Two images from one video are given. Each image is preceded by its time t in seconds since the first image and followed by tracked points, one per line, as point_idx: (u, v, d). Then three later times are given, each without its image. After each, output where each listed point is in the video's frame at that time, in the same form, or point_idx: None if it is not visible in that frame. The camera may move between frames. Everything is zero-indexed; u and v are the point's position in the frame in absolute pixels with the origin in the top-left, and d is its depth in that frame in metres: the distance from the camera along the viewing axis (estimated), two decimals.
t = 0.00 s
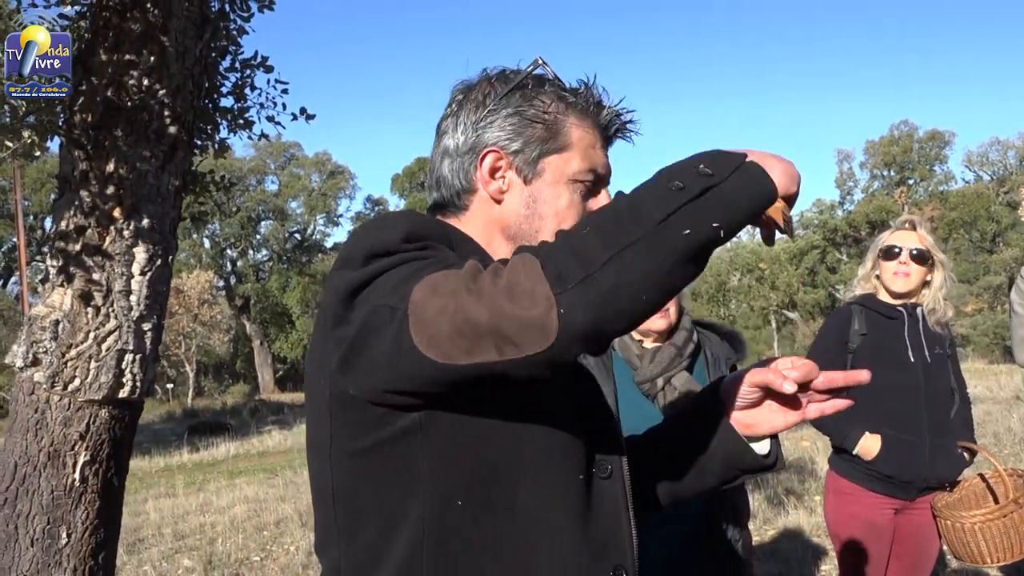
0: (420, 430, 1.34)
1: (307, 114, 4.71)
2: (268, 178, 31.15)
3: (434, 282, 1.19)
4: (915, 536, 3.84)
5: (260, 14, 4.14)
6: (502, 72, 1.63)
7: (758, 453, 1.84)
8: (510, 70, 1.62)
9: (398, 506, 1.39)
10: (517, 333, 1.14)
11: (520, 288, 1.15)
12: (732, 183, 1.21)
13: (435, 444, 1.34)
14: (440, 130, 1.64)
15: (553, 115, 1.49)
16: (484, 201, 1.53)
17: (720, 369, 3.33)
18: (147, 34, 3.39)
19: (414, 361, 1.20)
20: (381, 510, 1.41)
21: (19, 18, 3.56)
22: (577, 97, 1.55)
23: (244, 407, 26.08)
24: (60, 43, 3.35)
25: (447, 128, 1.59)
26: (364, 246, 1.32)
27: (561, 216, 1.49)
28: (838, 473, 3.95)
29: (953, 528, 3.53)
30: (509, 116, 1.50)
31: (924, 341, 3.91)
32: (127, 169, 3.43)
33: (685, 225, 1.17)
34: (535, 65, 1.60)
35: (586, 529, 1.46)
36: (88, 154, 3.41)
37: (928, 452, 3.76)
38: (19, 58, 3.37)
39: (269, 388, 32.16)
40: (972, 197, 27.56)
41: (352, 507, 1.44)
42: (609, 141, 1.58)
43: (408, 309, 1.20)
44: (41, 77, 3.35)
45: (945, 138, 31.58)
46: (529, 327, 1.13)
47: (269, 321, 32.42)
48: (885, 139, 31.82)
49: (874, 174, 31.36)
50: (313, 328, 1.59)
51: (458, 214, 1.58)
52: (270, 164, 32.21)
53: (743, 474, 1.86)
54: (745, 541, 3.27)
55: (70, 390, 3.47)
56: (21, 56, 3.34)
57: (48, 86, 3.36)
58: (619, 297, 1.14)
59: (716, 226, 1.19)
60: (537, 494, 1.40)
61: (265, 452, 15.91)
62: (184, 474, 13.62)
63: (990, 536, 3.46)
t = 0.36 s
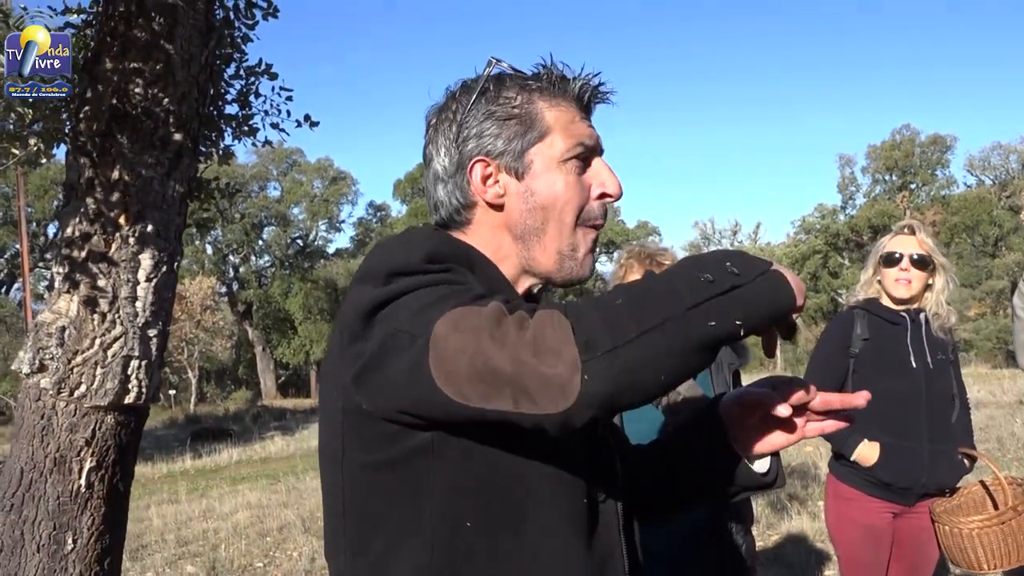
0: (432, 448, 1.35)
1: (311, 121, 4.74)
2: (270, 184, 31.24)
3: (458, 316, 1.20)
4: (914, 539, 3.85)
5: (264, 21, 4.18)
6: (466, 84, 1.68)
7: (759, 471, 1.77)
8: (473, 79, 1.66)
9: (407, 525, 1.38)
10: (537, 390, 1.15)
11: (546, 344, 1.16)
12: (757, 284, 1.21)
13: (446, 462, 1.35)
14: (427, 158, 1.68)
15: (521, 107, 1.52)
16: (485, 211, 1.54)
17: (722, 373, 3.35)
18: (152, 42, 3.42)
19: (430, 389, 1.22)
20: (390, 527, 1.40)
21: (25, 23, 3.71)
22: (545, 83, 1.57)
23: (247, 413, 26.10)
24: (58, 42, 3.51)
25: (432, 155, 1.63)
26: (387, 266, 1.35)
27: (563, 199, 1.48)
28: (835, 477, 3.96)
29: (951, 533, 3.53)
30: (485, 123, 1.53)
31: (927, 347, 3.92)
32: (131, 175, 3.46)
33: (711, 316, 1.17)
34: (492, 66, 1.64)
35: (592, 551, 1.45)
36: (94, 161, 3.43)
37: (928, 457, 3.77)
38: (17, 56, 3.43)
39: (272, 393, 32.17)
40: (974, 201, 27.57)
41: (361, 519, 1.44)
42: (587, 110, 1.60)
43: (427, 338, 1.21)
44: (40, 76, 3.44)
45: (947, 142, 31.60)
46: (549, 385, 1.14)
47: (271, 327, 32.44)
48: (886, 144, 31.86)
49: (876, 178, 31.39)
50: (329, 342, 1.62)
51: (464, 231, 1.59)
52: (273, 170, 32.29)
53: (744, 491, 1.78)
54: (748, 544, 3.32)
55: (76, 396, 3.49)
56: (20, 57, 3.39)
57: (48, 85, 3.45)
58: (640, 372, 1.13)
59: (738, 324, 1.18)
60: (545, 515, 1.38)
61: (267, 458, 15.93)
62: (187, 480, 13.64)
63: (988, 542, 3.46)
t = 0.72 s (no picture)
0: (432, 456, 1.36)
1: (309, 125, 4.76)
2: (267, 189, 31.23)
3: (453, 328, 1.20)
4: (910, 540, 3.86)
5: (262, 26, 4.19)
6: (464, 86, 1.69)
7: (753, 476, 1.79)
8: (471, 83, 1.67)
9: (405, 531, 1.39)
10: (526, 407, 1.15)
11: (539, 361, 1.15)
12: (753, 331, 1.21)
13: (445, 470, 1.36)
14: (427, 163, 1.69)
15: (521, 110, 1.53)
16: (487, 215, 1.56)
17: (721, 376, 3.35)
18: (150, 48, 3.43)
19: (424, 400, 1.22)
20: (388, 532, 1.41)
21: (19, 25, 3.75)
22: (542, 87, 1.58)
23: (243, 418, 26.06)
24: (59, 43, 3.58)
25: (431, 160, 1.65)
26: (386, 273, 1.36)
27: (565, 203, 1.49)
28: (832, 480, 3.97)
29: (945, 534, 3.54)
30: (484, 128, 1.55)
31: (922, 349, 3.94)
32: (128, 181, 3.46)
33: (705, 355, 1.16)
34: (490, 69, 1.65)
35: (591, 560, 1.45)
36: (92, 167, 3.44)
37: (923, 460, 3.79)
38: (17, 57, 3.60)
39: (269, 398, 32.14)
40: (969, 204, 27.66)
41: (360, 524, 1.45)
42: (587, 112, 1.61)
43: (423, 347, 1.21)
44: (40, 76, 3.58)
45: (942, 145, 31.70)
46: (540, 401, 1.14)
47: (268, 332, 32.40)
48: (882, 147, 31.96)
49: (872, 181, 31.46)
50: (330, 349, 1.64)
51: (466, 236, 1.60)
52: (269, 175, 32.28)
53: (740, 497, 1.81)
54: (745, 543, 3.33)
55: (74, 401, 3.49)
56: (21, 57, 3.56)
57: (47, 84, 3.56)
58: (631, 399, 1.13)
59: (730, 367, 1.18)
60: (543, 525, 1.39)
61: (264, 463, 15.91)
62: (184, 485, 13.62)
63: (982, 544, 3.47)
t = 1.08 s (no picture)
0: (425, 464, 1.35)
1: (303, 126, 4.75)
2: (261, 189, 31.14)
3: (441, 343, 1.19)
4: (905, 544, 3.86)
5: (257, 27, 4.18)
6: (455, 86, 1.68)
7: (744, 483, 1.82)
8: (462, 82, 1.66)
9: (399, 539, 1.38)
10: (513, 433, 1.15)
11: (522, 386, 1.14)
12: (739, 332, 1.19)
13: (439, 478, 1.35)
14: (419, 164, 1.68)
15: (514, 109, 1.53)
16: (482, 215, 1.55)
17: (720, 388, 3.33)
18: (144, 48, 3.41)
19: (416, 416, 1.22)
20: (382, 540, 1.40)
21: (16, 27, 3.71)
22: (534, 84, 1.58)
23: (237, 420, 25.97)
24: (59, 42, 3.55)
25: (425, 161, 1.64)
26: (382, 277, 1.35)
27: (560, 200, 1.48)
28: (828, 482, 3.97)
29: (939, 537, 3.54)
30: (477, 129, 1.54)
31: (917, 352, 3.95)
32: (121, 181, 3.44)
33: (688, 363, 1.15)
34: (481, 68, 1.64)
35: (586, 566, 1.45)
36: (85, 167, 3.42)
37: (918, 461, 3.80)
38: (17, 57, 3.58)
39: (262, 400, 32.07)
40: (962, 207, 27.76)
41: (356, 531, 1.44)
42: (579, 109, 1.61)
43: (413, 364, 1.20)
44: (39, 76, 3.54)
45: (935, 148, 31.81)
46: (526, 430, 1.14)
47: (261, 333, 32.29)
48: (876, 150, 32.05)
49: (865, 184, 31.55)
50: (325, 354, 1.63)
51: (461, 237, 1.59)
52: (263, 176, 32.21)
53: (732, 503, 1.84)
54: (740, 546, 3.33)
55: (66, 403, 3.47)
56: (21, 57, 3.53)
57: (47, 84, 3.51)
58: (617, 419, 1.14)
59: (717, 372, 1.16)
60: (538, 531, 1.38)
61: (258, 464, 15.84)
62: (177, 487, 13.55)
63: (976, 546, 3.48)
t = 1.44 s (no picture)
0: (414, 466, 1.34)
1: (294, 127, 4.72)
2: (252, 191, 31.02)
3: (432, 338, 1.18)
4: (895, 545, 3.87)
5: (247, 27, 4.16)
6: (463, 84, 1.67)
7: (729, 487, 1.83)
8: (471, 80, 1.65)
9: (386, 541, 1.37)
10: (501, 426, 1.13)
11: (517, 379, 1.13)
12: (734, 355, 1.19)
13: (427, 481, 1.34)
14: (418, 156, 1.67)
15: (519, 115, 1.52)
16: (474, 217, 1.54)
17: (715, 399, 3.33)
18: (133, 48, 3.39)
19: (403, 413, 1.21)
20: (368, 543, 1.38)
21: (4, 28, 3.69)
22: (542, 92, 1.57)
23: (228, 422, 25.86)
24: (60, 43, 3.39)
25: (424, 153, 1.63)
26: (370, 278, 1.34)
27: (553, 214, 1.47)
28: (819, 483, 3.98)
29: (930, 537, 3.55)
30: (479, 129, 1.53)
31: (906, 353, 3.96)
32: (110, 182, 3.41)
33: (683, 378, 1.15)
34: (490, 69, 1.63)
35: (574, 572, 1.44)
36: (73, 167, 3.40)
37: (908, 462, 3.80)
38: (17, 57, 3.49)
39: (253, 402, 31.96)
40: (952, 208, 27.90)
41: (343, 532, 1.43)
42: (585, 124, 1.59)
43: (402, 359, 1.19)
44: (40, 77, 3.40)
45: (925, 150, 31.95)
46: (516, 424, 1.12)
47: (252, 335, 32.16)
48: (866, 152, 32.17)
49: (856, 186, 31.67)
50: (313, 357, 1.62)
51: (451, 235, 1.59)
52: (254, 177, 32.08)
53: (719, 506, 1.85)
54: (731, 548, 3.33)
55: (54, 405, 3.44)
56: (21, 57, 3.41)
57: (47, 84, 3.37)
58: (609, 422, 1.13)
59: (709, 391, 1.16)
60: (527, 535, 1.38)
61: (249, 466, 15.77)
62: (167, 489, 13.48)
63: (967, 546, 3.48)
